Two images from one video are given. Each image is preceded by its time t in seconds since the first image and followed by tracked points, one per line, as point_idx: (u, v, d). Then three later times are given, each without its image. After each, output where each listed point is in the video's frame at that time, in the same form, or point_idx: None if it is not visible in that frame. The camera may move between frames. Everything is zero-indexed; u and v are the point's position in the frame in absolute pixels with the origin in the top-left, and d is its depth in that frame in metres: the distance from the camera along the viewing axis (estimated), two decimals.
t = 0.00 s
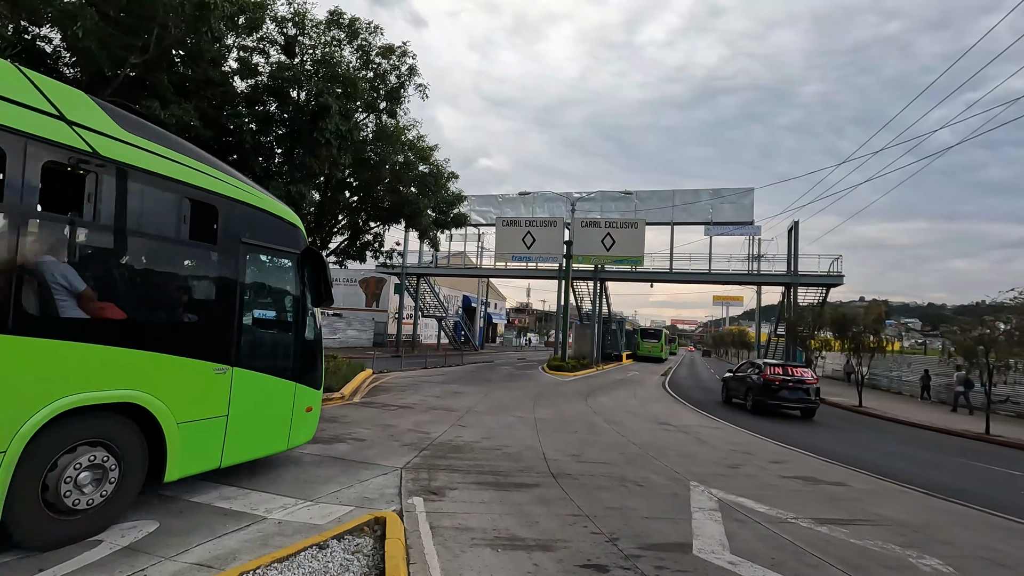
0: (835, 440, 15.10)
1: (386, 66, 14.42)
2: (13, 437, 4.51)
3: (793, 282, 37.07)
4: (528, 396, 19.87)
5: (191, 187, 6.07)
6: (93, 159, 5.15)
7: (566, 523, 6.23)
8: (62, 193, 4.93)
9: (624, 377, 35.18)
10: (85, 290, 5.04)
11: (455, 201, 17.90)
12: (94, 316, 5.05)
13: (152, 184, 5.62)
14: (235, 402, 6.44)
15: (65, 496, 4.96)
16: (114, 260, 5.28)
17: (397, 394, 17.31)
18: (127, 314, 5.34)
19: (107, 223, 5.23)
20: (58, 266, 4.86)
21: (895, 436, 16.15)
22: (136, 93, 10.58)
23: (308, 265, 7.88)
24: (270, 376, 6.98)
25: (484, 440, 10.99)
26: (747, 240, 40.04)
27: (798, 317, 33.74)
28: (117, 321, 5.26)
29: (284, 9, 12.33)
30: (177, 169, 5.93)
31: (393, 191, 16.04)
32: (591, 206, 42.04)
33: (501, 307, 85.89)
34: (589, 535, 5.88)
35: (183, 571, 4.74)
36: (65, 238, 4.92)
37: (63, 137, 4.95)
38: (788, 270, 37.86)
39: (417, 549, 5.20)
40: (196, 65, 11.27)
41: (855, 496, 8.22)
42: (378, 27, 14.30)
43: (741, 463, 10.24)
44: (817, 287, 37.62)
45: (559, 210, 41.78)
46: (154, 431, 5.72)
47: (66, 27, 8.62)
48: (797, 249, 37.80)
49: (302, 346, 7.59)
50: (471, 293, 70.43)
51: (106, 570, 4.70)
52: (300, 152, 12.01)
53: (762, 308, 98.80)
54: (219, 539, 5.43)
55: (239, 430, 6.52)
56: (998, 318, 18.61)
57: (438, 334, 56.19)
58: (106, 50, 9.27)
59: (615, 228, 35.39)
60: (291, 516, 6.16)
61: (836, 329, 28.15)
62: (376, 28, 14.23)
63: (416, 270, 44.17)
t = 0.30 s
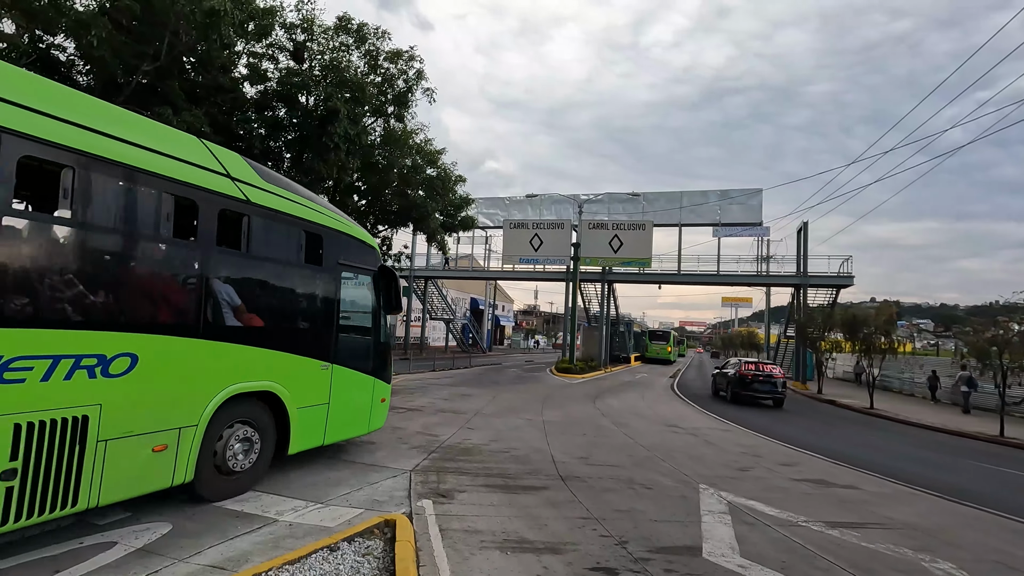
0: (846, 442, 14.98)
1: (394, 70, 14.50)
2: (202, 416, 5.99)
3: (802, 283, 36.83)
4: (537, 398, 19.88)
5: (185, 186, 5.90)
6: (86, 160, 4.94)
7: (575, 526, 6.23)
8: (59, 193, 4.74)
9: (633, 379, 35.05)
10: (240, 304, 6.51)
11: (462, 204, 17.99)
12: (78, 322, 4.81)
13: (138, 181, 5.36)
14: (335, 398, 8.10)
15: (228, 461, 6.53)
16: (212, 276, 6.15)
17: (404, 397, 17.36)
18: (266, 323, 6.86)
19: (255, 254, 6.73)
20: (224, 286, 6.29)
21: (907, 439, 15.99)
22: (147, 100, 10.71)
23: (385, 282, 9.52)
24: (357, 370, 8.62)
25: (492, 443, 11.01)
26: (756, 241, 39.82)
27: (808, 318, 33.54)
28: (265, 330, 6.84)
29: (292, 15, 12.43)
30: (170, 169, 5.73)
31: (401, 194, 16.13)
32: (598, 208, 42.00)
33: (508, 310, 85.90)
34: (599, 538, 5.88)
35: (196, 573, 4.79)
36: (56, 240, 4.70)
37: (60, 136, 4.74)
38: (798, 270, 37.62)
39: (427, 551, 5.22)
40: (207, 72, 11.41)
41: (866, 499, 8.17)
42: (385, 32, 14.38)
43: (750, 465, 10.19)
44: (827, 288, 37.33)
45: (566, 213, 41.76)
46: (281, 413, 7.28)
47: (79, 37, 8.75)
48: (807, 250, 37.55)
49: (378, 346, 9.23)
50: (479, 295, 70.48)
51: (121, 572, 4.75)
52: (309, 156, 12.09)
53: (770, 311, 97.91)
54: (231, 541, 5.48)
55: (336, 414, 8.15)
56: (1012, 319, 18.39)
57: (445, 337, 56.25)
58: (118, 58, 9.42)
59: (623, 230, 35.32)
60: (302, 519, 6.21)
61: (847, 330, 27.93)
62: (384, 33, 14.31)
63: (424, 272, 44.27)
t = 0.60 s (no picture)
0: (855, 445, 14.88)
1: (400, 76, 14.60)
2: (312, 404, 7.44)
3: (810, 284, 36.64)
4: (543, 401, 19.89)
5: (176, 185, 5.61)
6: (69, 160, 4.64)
7: (583, 530, 6.24)
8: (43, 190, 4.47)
9: (639, 382, 34.94)
10: (334, 315, 7.92)
11: (468, 208, 18.08)
12: (58, 325, 4.47)
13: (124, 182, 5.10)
14: (401, 392, 9.60)
15: (328, 443, 7.99)
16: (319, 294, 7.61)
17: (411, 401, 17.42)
18: (353, 331, 8.31)
19: (345, 273, 8.18)
20: (324, 301, 7.71)
21: (917, 442, 15.86)
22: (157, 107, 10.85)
23: (438, 294, 11.05)
24: (417, 371, 10.18)
25: (499, 446, 11.04)
26: (763, 242, 39.67)
27: (816, 320, 33.37)
28: (352, 338, 8.32)
29: (299, 22, 12.54)
30: (158, 167, 5.43)
31: (408, 199, 16.25)
32: (604, 211, 42.00)
33: (514, 313, 85.86)
34: (606, 542, 5.88)
35: None
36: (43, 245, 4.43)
37: (39, 135, 4.44)
38: (805, 272, 37.43)
39: (435, 555, 5.24)
40: (215, 79, 11.53)
41: (875, 503, 8.12)
42: (391, 38, 14.47)
43: (759, 469, 10.16)
44: (835, 289, 37.12)
45: (572, 216, 41.78)
46: (363, 405, 8.78)
47: (89, 46, 8.89)
48: (814, 251, 37.38)
49: (432, 350, 10.82)
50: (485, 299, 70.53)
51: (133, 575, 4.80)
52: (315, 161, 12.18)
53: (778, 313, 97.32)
54: (241, 545, 5.53)
55: (402, 407, 9.69)
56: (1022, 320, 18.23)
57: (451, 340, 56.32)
58: (129, 66, 9.56)
59: (628, 233, 35.29)
60: (311, 522, 6.24)
61: (856, 331, 27.82)
62: (390, 39, 14.40)
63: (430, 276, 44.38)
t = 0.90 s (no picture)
0: (863, 448, 14.76)
1: (404, 81, 14.67)
2: (385, 399, 8.93)
3: (815, 286, 36.49)
4: (548, 405, 19.84)
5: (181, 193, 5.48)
6: (65, 165, 4.49)
7: (589, 535, 6.23)
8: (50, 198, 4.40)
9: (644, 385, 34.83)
10: (400, 323, 9.30)
11: (473, 212, 18.16)
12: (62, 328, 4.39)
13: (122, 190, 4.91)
14: (450, 390, 11.01)
15: (396, 432, 9.49)
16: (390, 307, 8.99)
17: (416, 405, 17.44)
18: (414, 338, 9.70)
19: (408, 288, 9.52)
20: (393, 312, 9.08)
21: (925, 445, 15.75)
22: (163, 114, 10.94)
23: (477, 303, 12.28)
24: (462, 371, 11.56)
25: (505, 451, 11.03)
26: (767, 244, 39.55)
27: (821, 322, 33.18)
28: (415, 344, 9.73)
29: (303, 29, 12.61)
30: (167, 176, 5.32)
31: (412, 204, 16.32)
32: (608, 214, 41.99)
33: (518, 316, 85.78)
34: (612, 548, 5.87)
35: None
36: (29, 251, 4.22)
37: (44, 143, 4.36)
38: (810, 274, 37.28)
39: (442, 562, 5.24)
40: (221, 86, 11.59)
41: (884, 508, 8.07)
42: (395, 44, 14.54)
43: (765, 473, 10.12)
44: (840, 291, 36.94)
45: (575, 218, 41.77)
46: (421, 401, 10.22)
47: (98, 56, 8.98)
48: (819, 253, 37.24)
49: (474, 352, 12.15)
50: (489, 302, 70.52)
51: None
52: (319, 166, 12.24)
53: (783, 315, 96.84)
54: (249, 551, 5.55)
55: (451, 403, 11.10)
56: None
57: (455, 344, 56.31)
58: (137, 75, 9.64)
59: (632, 235, 35.25)
60: (318, 529, 6.26)
61: (861, 334, 27.70)
62: (393, 45, 14.47)
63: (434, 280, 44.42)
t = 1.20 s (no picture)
0: (868, 452, 14.68)
1: (406, 87, 14.73)
2: (440, 396, 10.45)
3: (818, 289, 36.35)
4: (552, 409, 19.80)
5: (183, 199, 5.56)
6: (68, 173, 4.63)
7: (593, 542, 6.22)
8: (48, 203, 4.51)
9: (647, 388, 34.68)
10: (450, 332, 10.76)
11: (475, 216, 18.22)
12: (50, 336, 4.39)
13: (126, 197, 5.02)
14: (489, 392, 12.38)
15: (446, 427, 11.00)
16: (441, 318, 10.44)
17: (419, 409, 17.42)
18: (460, 343, 11.12)
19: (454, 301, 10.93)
20: (444, 323, 10.52)
21: (931, 449, 15.65)
22: (166, 121, 11.01)
23: (510, 314, 13.15)
24: (498, 374, 12.83)
25: (508, 456, 11.03)
26: (770, 246, 39.45)
27: (825, 324, 33.03)
28: (460, 350, 11.12)
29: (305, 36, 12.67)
30: (177, 184, 5.50)
31: (415, 208, 16.35)
32: (610, 216, 41.97)
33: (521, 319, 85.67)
34: (616, 555, 5.85)
35: None
36: (24, 254, 4.29)
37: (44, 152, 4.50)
38: (814, 276, 37.14)
39: (445, 570, 5.24)
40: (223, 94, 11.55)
41: (889, 513, 8.03)
42: (396, 50, 14.59)
43: (770, 478, 10.07)
44: (844, 293, 36.78)
45: (578, 222, 41.75)
46: (465, 399, 11.67)
47: (102, 64, 9.04)
48: (822, 255, 37.14)
49: (507, 357, 13.31)
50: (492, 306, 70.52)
51: None
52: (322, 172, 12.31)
53: (787, 317, 96.46)
54: (253, 558, 5.56)
55: (490, 401, 12.46)
56: None
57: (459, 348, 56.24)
58: (141, 83, 9.66)
59: (635, 238, 35.19)
60: (322, 535, 6.27)
61: (865, 336, 27.67)
62: (395, 51, 14.52)
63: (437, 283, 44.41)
